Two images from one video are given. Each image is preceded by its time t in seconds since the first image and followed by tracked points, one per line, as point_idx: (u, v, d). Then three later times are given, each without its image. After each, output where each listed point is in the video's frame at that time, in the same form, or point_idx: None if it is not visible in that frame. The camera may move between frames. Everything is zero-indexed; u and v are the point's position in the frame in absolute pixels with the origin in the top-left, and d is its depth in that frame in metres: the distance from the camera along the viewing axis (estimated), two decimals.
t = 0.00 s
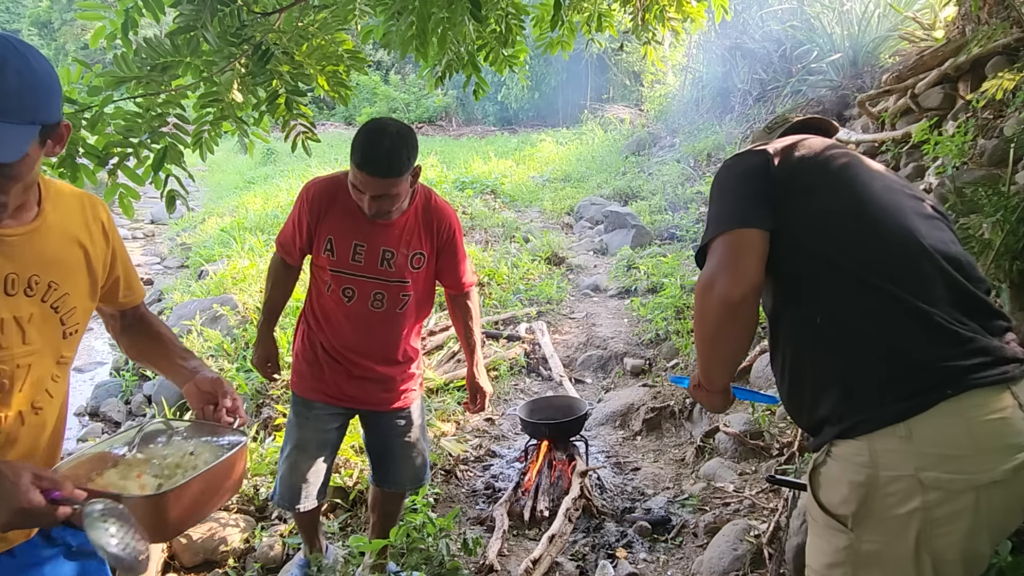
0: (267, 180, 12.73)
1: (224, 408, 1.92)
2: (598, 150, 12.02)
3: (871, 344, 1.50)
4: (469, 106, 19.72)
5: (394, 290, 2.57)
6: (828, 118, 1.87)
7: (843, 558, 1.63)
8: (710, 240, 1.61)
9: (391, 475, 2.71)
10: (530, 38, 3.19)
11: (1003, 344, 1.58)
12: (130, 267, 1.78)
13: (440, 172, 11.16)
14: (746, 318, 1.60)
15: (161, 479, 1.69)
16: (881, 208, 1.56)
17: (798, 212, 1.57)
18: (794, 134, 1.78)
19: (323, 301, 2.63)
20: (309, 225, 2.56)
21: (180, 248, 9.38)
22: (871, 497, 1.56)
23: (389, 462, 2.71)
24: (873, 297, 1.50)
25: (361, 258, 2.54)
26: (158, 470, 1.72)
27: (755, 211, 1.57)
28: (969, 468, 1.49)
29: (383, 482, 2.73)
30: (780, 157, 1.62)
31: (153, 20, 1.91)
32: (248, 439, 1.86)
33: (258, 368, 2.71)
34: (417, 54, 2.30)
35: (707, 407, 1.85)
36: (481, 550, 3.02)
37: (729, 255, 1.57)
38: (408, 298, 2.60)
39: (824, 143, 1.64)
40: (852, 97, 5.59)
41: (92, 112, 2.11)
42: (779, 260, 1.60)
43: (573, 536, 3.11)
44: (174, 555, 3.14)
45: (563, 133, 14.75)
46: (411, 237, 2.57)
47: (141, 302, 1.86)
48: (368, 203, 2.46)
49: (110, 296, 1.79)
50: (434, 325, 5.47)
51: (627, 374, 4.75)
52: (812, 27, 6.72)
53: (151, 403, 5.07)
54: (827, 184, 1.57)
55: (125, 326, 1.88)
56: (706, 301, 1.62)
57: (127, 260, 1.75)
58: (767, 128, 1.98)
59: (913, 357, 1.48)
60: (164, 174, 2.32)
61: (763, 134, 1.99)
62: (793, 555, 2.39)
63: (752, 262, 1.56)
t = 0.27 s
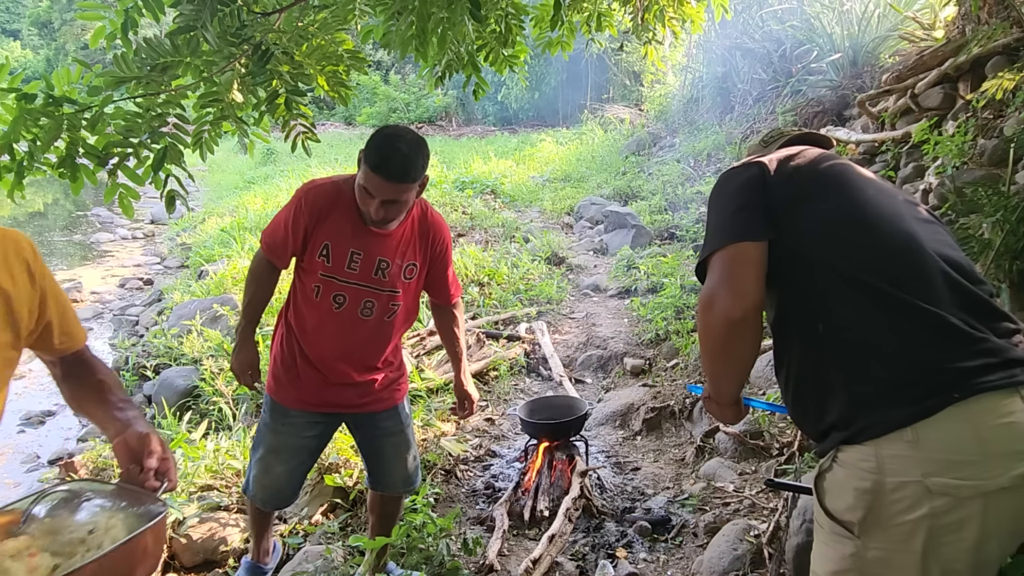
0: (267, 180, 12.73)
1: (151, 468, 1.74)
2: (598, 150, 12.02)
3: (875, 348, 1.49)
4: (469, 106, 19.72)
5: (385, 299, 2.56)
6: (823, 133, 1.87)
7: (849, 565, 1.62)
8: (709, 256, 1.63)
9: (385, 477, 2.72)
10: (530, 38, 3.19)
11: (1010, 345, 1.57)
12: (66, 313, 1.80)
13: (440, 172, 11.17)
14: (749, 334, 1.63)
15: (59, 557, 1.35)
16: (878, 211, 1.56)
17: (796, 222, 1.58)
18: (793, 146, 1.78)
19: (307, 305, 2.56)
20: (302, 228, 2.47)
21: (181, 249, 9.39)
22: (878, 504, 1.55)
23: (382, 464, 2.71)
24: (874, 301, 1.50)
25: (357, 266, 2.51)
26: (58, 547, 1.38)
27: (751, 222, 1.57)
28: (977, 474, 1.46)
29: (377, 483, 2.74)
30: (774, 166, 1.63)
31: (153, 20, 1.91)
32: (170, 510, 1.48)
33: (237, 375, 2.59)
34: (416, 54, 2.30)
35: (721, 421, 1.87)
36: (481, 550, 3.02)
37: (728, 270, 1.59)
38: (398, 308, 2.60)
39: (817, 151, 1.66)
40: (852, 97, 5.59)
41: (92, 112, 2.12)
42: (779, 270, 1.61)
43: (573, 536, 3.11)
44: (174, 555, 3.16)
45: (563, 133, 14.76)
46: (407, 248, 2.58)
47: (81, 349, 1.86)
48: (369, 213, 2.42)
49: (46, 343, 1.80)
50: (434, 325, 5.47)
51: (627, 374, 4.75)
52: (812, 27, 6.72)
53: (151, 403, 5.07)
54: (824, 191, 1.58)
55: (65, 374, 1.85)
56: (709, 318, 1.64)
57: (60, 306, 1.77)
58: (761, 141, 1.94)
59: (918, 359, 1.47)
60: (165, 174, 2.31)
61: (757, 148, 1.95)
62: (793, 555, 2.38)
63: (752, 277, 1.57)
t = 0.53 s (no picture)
0: (267, 180, 12.73)
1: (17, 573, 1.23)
2: (598, 150, 12.02)
3: (882, 351, 1.49)
4: (469, 106, 19.70)
5: (356, 326, 2.55)
6: (815, 130, 1.88)
7: (860, 568, 1.61)
8: (712, 265, 1.63)
9: (372, 486, 2.74)
10: (530, 38, 3.20)
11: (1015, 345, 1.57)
12: None
13: (440, 172, 11.17)
14: (756, 343, 1.63)
15: None
16: (881, 213, 1.56)
17: (798, 226, 1.58)
18: (785, 150, 1.78)
19: (273, 330, 2.50)
20: (270, 255, 2.40)
21: (181, 249, 9.39)
22: (890, 508, 1.54)
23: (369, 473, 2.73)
24: (879, 303, 1.50)
25: (329, 295, 2.47)
26: None
27: (754, 228, 1.57)
28: (990, 477, 1.47)
29: (365, 493, 2.76)
30: (775, 170, 1.64)
31: (153, 20, 1.91)
32: None
33: (196, 404, 2.51)
34: (417, 55, 2.30)
35: (729, 428, 1.87)
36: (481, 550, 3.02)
37: (731, 278, 1.59)
38: (368, 333, 2.60)
39: (817, 154, 1.66)
40: (852, 97, 5.59)
41: (93, 112, 2.12)
42: (783, 274, 1.61)
43: (573, 536, 3.11)
44: (174, 555, 3.16)
45: (563, 133, 14.75)
46: (376, 274, 2.57)
47: None
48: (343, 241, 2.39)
49: None
50: (434, 325, 5.47)
51: (627, 374, 4.75)
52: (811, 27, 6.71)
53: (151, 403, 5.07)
54: (825, 194, 1.58)
55: None
56: (714, 327, 1.63)
57: None
58: (754, 140, 1.94)
59: (927, 360, 1.47)
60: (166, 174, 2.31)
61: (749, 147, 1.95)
62: (793, 555, 2.39)
63: (755, 285, 1.57)
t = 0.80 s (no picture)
0: (267, 180, 12.74)
1: None
2: (598, 150, 12.03)
3: (885, 353, 1.49)
4: (469, 106, 19.70)
5: (284, 364, 2.48)
6: (812, 132, 1.87)
7: (864, 571, 1.60)
8: (714, 269, 1.63)
9: (338, 492, 2.67)
10: (530, 38, 3.20)
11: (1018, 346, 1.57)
12: None
13: (440, 172, 11.18)
14: (759, 347, 1.63)
15: None
16: (883, 215, 1.57)
17: (799, 229, 1.59)
18: (782, 153, 1.78)
19: (195, 390, 2.38)
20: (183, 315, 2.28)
21: (181, 249, 9.40)
22: (894, 510, 1.53)
23: (331, 482, 2.66)
24: (882, 305, 1.51)
25: (252, 340, 2.38)
26: None
27: (755, 231, 1.58)
28: (996, 478, 1.46)
29: (334, 502, 2.70)
30: (776, 173, 1.64)
31: (153, 20, 1.90)
32: None
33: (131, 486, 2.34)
34: (417, 55, 2.30)
35: (732, 433, 1.87)
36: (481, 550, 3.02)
37: (734, 283, 1.59)
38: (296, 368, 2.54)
39: (816, 157, 1.67)
40: (852, 97, 5.59)
41: (93, 112, 2.12)
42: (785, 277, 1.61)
43: (573, 536, 3.11)
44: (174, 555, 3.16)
45: (563, 133, 14.76)
46: (294, 309, 2.50)
47: None
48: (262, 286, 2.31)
49: None
50: (434, 326, 5.48)
51: (627, 374, 4.75)
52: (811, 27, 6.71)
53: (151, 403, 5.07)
54: (827, 196, 1.58)
55: None
56: (718, 332, 1.64)
57: None
58: (751, 142, 1.94)
59: (930, 362, 1.47)
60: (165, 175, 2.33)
61: (746, 148, 1.95)
62: (793, 555, 2.39)
63: (759, 289, 1.58)
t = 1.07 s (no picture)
0: (267, 180, 12.73)
1: None
2: (598, 150, 12.02)
3: (884, 351, 1.49)
4: (469, 106, 19.69)
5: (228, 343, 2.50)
6: (811, 132, 1.87)
7: (862, 568, 1.60)
8: (713, 270, 1.64)
9: (301, 483, 2.63)
10: (530, 38, 3.20)
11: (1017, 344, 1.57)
12: None
13: (440, 172, 11.17)
14: (756, 348, 1.64)
15: None
16: (881, 215, 1.57)
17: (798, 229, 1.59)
18: (780, 154, 1.77)
19: (136, 387, 2.36)
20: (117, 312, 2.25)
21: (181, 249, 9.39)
22: (892, 507, 1.53)
23: (296, 471, 2.63)
24: (880, 304, 1.50)
25: (190, 324, 2.38)
26: None
27: (754, 232, 1.58)
28: (993, 475, 1.45)
29: (298, 494, 2.66)
30: (774, 173, 1.64)
31: (153, 20, 1.90)
32: None
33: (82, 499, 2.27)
34: (416, 54, 2.29)
35: (732, 434, 1.87)
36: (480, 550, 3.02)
37: (732, 283, 1.59)
38: (241, 347, 2.56)
39: (813, 157, 1.67)
40: (852, 96, 5.59)
41: (92, 112, 2.12)
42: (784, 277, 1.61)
43: (573, 536, 3.11)
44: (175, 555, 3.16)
45: (563, 133, 14.75)
46: (229, 287, 2.52)
47: None
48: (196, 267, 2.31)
49: None
50: (433, 326, 5.47)
51: (627, 374, 4.75)
52: (811, 27, 6.71)
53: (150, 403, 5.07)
54: (825, 196, 1.58)
55: None
56: (717, 332, 1.64)
57: None
58: (749, 142, 1.94)
59: (930, 360, 1.46)
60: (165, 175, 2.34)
61: (743, 149, 1.95)
62: (793, 555, 2.38)
63: (757, 290, 1.58)
